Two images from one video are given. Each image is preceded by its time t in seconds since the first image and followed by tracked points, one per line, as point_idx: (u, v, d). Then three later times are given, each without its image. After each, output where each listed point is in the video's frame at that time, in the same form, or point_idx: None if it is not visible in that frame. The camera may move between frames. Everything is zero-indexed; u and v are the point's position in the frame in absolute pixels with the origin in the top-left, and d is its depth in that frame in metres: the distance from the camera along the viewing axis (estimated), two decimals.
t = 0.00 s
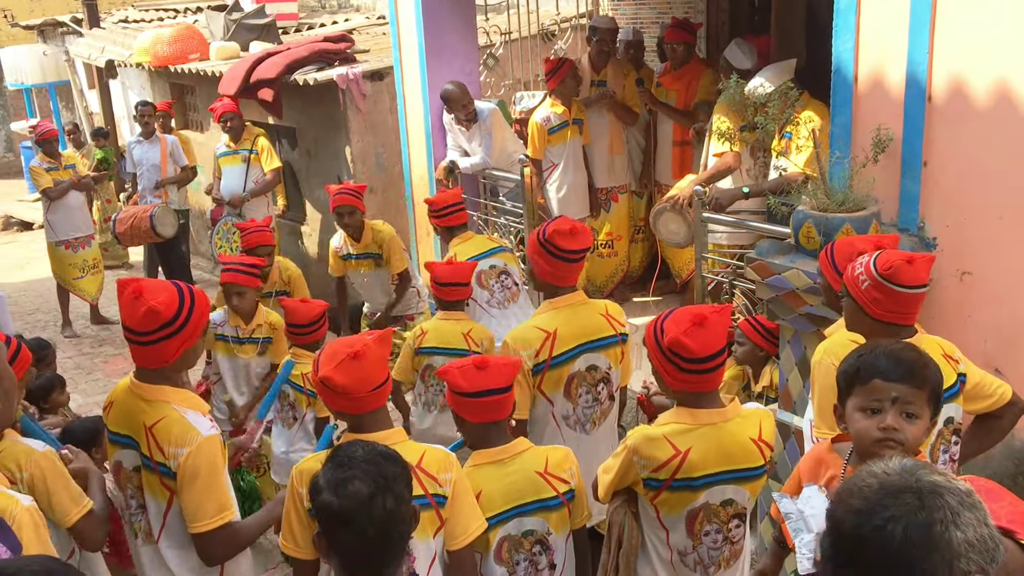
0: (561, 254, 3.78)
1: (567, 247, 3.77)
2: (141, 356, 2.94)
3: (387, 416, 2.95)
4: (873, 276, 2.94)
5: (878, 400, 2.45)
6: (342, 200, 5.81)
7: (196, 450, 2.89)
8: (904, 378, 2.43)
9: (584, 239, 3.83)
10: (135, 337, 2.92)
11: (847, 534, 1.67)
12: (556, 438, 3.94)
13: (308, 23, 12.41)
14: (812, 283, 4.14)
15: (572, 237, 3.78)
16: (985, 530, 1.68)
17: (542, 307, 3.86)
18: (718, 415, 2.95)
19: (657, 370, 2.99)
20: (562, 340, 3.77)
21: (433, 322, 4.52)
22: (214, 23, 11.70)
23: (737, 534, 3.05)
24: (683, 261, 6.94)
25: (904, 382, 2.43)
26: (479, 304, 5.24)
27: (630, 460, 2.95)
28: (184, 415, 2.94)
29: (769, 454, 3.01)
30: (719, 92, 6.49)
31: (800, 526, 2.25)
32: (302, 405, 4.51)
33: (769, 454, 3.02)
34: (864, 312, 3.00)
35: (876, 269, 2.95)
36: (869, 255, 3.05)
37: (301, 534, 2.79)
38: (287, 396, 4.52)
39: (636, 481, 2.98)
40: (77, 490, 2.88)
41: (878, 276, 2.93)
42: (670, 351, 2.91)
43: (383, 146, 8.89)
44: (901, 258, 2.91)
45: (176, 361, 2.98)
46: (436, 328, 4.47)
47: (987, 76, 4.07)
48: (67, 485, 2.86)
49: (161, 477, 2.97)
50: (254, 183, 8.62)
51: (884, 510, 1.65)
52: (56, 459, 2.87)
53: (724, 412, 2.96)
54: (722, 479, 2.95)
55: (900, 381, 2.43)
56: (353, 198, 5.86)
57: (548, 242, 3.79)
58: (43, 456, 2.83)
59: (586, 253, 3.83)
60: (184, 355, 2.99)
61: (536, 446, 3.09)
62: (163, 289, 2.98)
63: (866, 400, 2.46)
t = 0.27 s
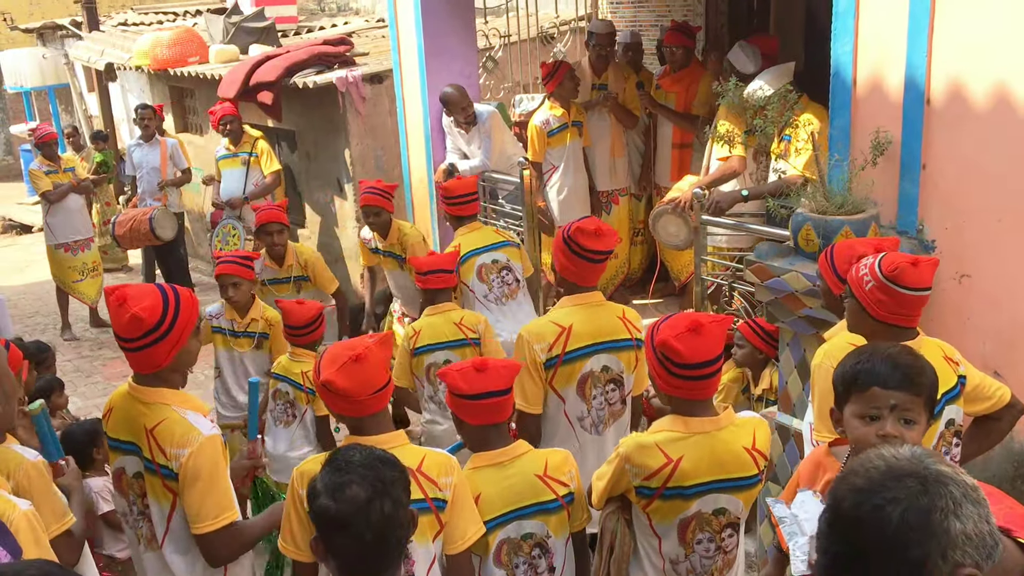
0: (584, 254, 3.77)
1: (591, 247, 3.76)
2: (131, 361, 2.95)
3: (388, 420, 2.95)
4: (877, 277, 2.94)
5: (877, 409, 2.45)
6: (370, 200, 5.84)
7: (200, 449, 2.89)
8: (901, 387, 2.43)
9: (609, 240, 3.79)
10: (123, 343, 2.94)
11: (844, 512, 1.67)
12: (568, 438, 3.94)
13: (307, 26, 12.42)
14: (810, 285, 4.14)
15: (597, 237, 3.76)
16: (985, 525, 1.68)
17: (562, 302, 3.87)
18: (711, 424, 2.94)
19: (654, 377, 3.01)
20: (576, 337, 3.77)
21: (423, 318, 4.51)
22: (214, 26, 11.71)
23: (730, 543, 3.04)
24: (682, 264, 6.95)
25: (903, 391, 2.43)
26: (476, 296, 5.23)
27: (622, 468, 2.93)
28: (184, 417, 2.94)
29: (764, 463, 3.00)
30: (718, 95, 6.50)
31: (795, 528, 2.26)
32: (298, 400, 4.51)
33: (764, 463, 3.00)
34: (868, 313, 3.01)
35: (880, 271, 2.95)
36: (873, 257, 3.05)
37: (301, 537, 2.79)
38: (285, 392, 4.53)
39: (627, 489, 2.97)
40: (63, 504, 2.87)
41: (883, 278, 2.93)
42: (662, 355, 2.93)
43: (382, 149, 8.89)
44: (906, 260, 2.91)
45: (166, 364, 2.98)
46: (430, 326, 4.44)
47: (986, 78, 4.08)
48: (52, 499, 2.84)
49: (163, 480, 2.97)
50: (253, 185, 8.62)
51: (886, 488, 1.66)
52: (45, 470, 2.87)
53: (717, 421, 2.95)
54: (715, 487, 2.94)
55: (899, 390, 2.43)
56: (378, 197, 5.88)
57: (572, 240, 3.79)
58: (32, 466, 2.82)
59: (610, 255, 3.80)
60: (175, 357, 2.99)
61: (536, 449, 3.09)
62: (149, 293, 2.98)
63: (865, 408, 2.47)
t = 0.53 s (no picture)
0: (606, 255, 3.79)
1: (612, 249, 3.78)
2: (135, 366, 2.96)
3: (388, 422, 2.95)
4: (880, 277, 2.95)
5: (887, 404, 2.45)
6: (371, 212, 5.85)
7: (188, 456, 2.89)
8: (911, 382, 2.45)
9: (630, 244, 3.81)
10: (127, 348, 2.94)
11: (868, 465, 1.76)
12: (579, 438, 3.93)
13: (308, 29, 12.43)
14: (811, 286, 4.12)
15: (619, 240, 3.78)
16: (997, 524, 1.70)
17: (578, 299, 3.88)
18: (707, 428, 2.94)
19: (654, 378, 3.03)
20: (589, 335, 3.78)
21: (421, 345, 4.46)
22: (214, 29, 11.72)
23: (728, 547, 3.04)
24: (682, 265, 6.95)
25: (911, 385, 2.45)
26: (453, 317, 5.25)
27: (618, 474, 2.94)
28: (179, 422, 2.95)
29: (760, 466, 3.01)
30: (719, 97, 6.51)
31: (789, 531, 2.29)
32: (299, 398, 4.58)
33: (760, 465, 3.02)
34: (871, 314, 3.01)
35: (884, 271, 2.95)
36: (878, 257, 3.05)
37: (301, 539, 2.79)
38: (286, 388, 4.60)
39: (625, 493, 2.97)
40: (63, 515, 2.87)
41: (887, 278, 2.93)
42: (660, 355, 2.95)
43: (382, 152, 8.90)
44: (910, 261, 2.92)
45: (170, 368, 2.98)
46: (425, 351, 4.41)
47: (985, 80, 4.08)
48: (53, 509, 2.85)
49: (155, 484, 2.99)
50: (254, 188, 8.63)
51: (918, 458, 1.73)
52: (50, 479, 2.88)
53: (713, 424, 2.96)
54: (712, 491, 2.94)
55: (909, 384, 2.45)
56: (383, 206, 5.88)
57: (593, 240, 3.80)
58: (38, 474, 2.84)
59: (629, 259, 3.83)
60: (178, 361, 2.99)
61: (537, 451, 3.09)
62: (151, 297, 2.97)
63: (873, 404, 2.47)
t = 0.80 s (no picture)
0: (619, 256, 3.75)
1: (624, 250, 3.74)
2: (140, 368, 2.95)
3: (392, 422, 2.95)
4: (886, 275, 2.94)
5: (879, 397, 2.45)
6: (379, 210, 5.80)
7: (192, 459, 2.90)
8: (899, 373, 2.45)
9: (644, 246, 3.76)
10: (132, 350, 2.93)
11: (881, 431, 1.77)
12: (588, 437, 3.92)
13: (310, 28, 12.43)
14: (814, 284, 4.09)
15: (634, 241, 3.74)
16: (999, 511, 1.65)
17: (591, 296, 3.87)
18: (710, 425, 2.94)
19: (656, 377, 3.01)
20: (598, 333, 3.78)
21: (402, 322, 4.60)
22: (217, 29, 11.73)
23: (733, 544, 3.03)
24: (685, 262, 6.95)
25: (901, 376, 2.45)
26: (464, 306, 5.14)
27: (622, 472, 2.93)
28: (182, 425, 2.95)
29: (764, 462, 3.00)
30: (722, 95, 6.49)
31: (791, 522, 2.25)
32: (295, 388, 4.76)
33: (764, 462, 3.01)
34: (876, 311, 3.00)
35: (890, 268, 2.94)
36: (883, 254, 3.04)
37: (305, 539, 2.79)
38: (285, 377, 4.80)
39: (629, 492, 2.96)
40: (72, 519, 2.89)
41: (892, 276, 2.93)
42: (663, 353, 2.94)
43: (385, 151, 8.90)
44: (916, 259, 2.91)
45: (174, 370, 2.98)
46: (404, 327, 4.56)
47: (989, 76, 4.07)
48: (63, 512, 2.86)
49: (159, 486, 2.98)
50: (257, 188, 8.63)
51: (935, 424, 1.72)
52: (62, 482, 2.90)
53: (716, 422, 2.95)
54: (716, 488, 2.94)
55: (897, 375, 2.45)
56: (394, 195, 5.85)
57: (604, 240, 3.76)
58: (50, 477, 2.86)
59: (643, 260, 3.78)
60: (181, 364, 2.99)
61: (542, 452, 3.08)
62: (155, 299, 2.97)
63: (867, 399, 2.47)
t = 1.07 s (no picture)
0: (614, 260, 3.75)
1: (620, 253, 3.74)
2: (150, 367, 2.96)
3: (396, 420, 2.96)
4: (890, 274, 2.93)
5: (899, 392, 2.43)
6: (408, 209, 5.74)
7: (206, 456, 2.90)
8: (922, 368, 2.44)
9: (641, 248, 3.76)
10: (141, 349, 2.94)
11: (877, 427, 1.78)
12: (586, 440, 3.93)
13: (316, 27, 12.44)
14: (820, 283, 4.06)
15: (629, 244, 3.74)
16: (985, 512, 1.64)
17: (586, 300, 3.87)
18: (715, 421, 2.93)
19: (661, 373, 3.02)
20: (593, 335, 3.77)
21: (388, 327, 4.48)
22: (222, 27, 11.74)
23: (739, 540, 3.03)
24: (690, 260, 6.94)
25: (924, 372, 2.44)
26: (500, 318, 5.08)
27: (628, 468, 2.93)
28: (195, 423, 2.95)
29: (770, 459, 3.00)
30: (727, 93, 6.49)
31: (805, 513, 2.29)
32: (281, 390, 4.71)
33: (770, 459, 3.00)
34: (881, 310, 2.99)
35: (894, 268, 2.94)
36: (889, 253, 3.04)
37: (311, 538, 2.80)
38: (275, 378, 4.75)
39: (635, 488, 2.96)
40: (91, 518, 2.89)
41: (896, 275, 2.92)
42: (668, 350, 2.94)
43: (390, 149, 8.90)
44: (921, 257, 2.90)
45: (184, 369, 2.99)
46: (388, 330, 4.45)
47: (995, 75, 4.06)
48: (82, 511, 2.87)
49: (171, 484, 2.98)
50: (262, 186, 8.64)
51: (934, 417, 1.73)
52: (80, 482, 2.91)
53: (721, 418, 2.95)
54: (722, 484, 2.93)
55: (920, 371, 2.44)
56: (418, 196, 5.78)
57: (600, 244, 3.77)
58: (67, 476, 2.87)
59: (639, 263, 3.78)
60: (190, 363, 2.99)
61: (549, 452, 3.08)
62: (164, 298, 2.97)
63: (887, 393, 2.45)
